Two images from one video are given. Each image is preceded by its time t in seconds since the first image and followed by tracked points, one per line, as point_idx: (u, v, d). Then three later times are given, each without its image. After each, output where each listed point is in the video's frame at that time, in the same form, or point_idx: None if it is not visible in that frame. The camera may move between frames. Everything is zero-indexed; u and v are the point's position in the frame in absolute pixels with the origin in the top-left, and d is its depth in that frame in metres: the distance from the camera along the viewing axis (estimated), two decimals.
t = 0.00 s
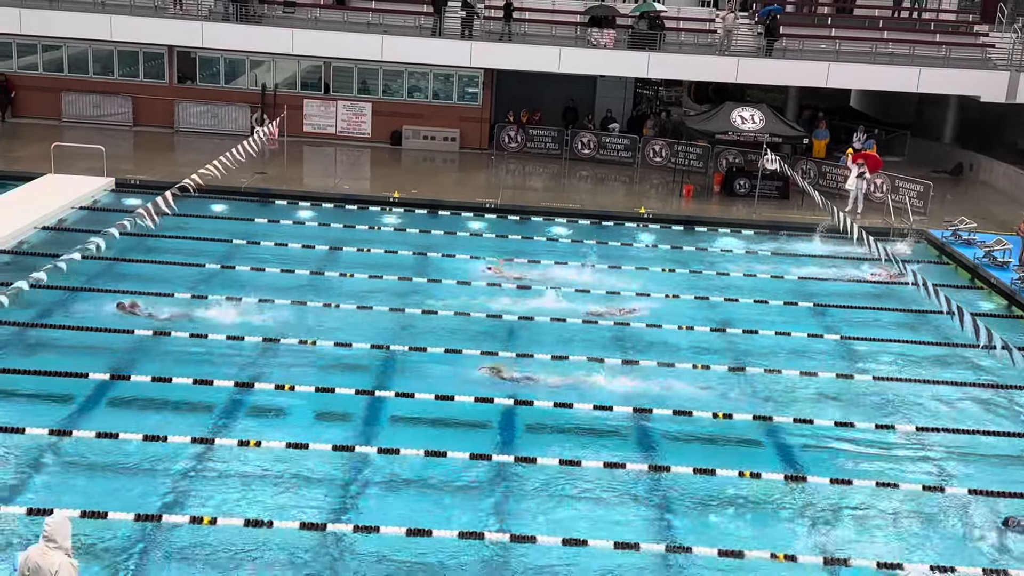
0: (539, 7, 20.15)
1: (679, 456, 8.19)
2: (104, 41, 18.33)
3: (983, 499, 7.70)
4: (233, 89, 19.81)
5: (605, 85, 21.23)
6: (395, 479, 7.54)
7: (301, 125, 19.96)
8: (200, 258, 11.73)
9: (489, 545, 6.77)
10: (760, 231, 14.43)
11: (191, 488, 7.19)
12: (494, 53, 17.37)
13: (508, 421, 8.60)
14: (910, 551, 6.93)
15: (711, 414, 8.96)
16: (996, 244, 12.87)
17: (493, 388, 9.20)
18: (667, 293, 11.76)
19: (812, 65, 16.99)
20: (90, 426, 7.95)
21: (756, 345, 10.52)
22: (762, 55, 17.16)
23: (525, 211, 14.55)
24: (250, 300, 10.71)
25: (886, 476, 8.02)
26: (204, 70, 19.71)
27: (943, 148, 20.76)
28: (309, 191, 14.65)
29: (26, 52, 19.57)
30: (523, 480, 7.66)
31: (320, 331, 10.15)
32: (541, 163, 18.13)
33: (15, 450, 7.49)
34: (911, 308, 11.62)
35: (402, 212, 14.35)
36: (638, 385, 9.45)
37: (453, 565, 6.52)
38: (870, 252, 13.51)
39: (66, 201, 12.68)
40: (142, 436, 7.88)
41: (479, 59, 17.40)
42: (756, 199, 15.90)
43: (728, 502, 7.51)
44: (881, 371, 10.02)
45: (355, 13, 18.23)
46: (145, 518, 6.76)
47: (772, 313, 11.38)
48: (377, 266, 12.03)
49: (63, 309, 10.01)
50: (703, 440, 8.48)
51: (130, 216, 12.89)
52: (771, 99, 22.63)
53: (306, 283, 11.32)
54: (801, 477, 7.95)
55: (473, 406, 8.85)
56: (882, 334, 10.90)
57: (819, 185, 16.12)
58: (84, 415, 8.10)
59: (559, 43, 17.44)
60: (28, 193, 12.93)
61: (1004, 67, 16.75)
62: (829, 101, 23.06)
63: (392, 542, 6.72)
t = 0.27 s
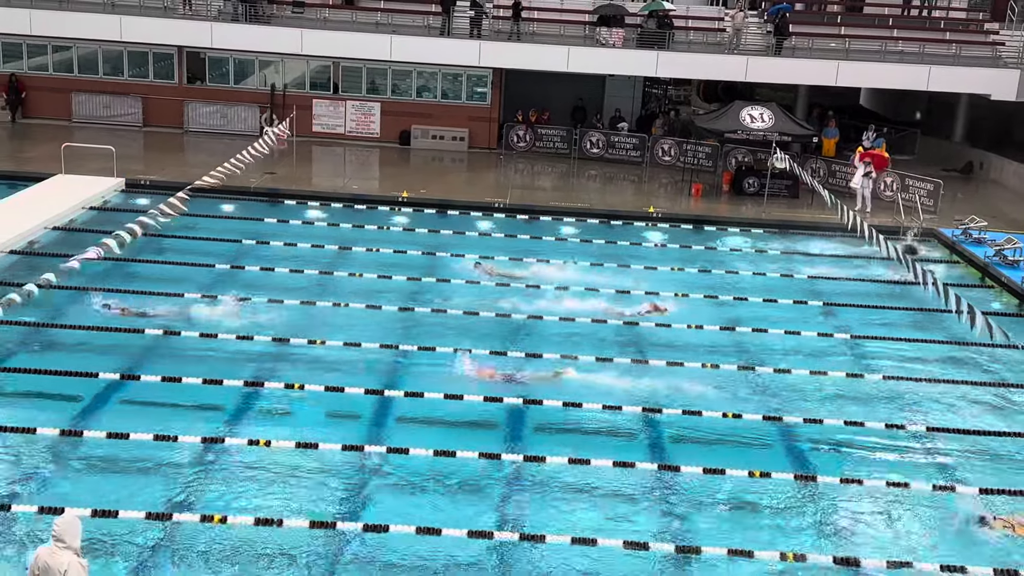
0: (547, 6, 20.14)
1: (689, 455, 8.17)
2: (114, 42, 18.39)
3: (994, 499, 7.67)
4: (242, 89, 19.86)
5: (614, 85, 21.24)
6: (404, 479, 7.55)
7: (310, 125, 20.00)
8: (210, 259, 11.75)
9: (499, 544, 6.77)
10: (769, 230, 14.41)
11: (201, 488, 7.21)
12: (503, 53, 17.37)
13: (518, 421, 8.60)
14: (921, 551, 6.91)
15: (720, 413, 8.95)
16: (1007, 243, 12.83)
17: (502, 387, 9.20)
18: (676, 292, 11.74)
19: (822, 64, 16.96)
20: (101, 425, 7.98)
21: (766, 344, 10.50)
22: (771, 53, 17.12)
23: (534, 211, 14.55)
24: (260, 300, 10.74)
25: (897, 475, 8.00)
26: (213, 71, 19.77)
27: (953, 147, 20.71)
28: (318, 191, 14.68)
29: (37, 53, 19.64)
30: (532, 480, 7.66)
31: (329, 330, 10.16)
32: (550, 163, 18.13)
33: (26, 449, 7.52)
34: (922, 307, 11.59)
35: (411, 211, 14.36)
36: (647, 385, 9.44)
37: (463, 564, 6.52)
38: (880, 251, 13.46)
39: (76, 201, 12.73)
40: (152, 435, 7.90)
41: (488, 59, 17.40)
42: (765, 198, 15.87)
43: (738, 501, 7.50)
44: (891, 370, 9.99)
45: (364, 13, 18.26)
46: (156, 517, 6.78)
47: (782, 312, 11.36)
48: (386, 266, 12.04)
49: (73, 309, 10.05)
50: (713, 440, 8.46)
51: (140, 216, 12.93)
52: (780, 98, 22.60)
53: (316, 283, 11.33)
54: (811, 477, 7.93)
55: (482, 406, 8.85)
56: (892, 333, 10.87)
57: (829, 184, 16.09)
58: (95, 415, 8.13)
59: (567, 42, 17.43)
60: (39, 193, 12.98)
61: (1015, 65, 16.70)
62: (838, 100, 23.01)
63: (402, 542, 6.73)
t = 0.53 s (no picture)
0: (554, 5, 20.13)
1: (697, 454, 8.16)
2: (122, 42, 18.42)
3: (1004, 498, 7.65)
4: (250, 89, 19.88)
5: (621, 83, 21.24)
6: (412, 478, 7.55)
7: (317, 125, 20.02)
8: (218, 258, 11.77)
9: (506, 543, 6.77)
10: (777, 229, 14.38)
11: (210, 487, 7.22)
12: (510, 52, 17.36)
13: (525, 420, 8.59)
14: (929, 550, 6.89)
15: (728, 412, 8.93)
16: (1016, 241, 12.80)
17: (510, 387, 9.19)
18: (684, 291, 11.73)
19: (829, 62, 16.92)
20: (110, 425, 8.00)
21: (774, 343, 10.48)
22: (778, 51, 17.08)
23: (542, 209, 14.55)
24: (267, 299, 10.75)
25: (906, 474, 7.98)
26: (221, 70, 19.80)
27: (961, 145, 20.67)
28: (326, 190, 14.70)
29: (45, 53, 19.69)
30: (540, 479, 7.66)
31: (337, 329, 10.17)
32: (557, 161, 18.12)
33: (36, 449, 7.55)
34: (931, 306, 11.55)
35: (418, 211, 14.37)
36: (655, 383, 9.43)
37: (471, 563, 6.52)
38: (889, 249, 13.45)
39: (85, 201, 12.76)
40: (161, 435, 7.92)
41: (494, 58, 17.40)
42: (773, 196, 15.85)
43: (747, 500, 7.49)
44: (900, 369, 9.97)
45: (371, 12, 18.28)
46: (165, 516, 6.79)
47: (790, 311, 11.33)
48: (394, 265, 12.04)
49: (82, 308, 10.08)
50: (721, 439, 8.45)
51: (148, 216, 12.95)
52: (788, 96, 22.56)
53: (323, 283, 11.34)
54: (820, 476, 7.92)
55: (490, 405, 8.84)
56: (901, 332, 10.84)
57: (836, 182, 16.05)
58: (104, 414, 8.15)
59: (574, 41, 17.41)
60: (47, 193, 13.02)
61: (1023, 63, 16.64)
62: (846, 97, 22.97)
63: (410, 541, 6.73)
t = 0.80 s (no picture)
0: (561, 3, 20.12)
1: (705, 452, 8.15)
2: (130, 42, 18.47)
3: (1013, 496, 7.62)
4: (257, 88, 19.91)
5: (629, 81, 21.25)
6: (420, 476, 7.56)
7: (324, 124, 20.05)
8: (226, 257, 11.80)
9: (514, 541, 6.78)
10: (785, 227, 14.36)
11: (218, 486, 7.24)
12: (517, 51, 17.35)
13: (533, 418, 8.60)
14: (938, 548, 6.87)
15: (736, 410, 8.92)
16: None
17: (518, 385, 9.20)
18: (692, 289, 11.72)
19: (837, 59, 16.88)
20: (119, 424, 8.02)
21: (782, 341, 10.46)
22: (786, 49, 17.05)
23: (550, 208, 14.55)
24: (275, 298, 10.77)
25: (914, 472, 7.96)
26: (229, 70, 19.84)
27: (969, 142, 20.64)
28: (333, 189, 14.72)
29: (53, 54, 19.74)
30: (548, 477, 7.65)
31: (345, 328, 10.18)
32: (564, 160, 18.13)
33: (46, 448, 7.58)
34: (940, 303, 11.52)
35: (425, 209, 14.38)
36: (663, 382, 9.42)
37: (479, 561, 6.53)
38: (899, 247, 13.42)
39: (93, 201, 12.80)
40: (170, 433, 7.94)
41: (501, 57, 17.40)
42: (781, 194, 15.84)
43: (755, 498, 7.48)
44: (909, 366, 9.94)
45: (378, 11, 18.29)
46: (174, 514, 6.82)
47: (798, 308, 11.32)
48: (401, 264, 12.05)
49: (91, 308, 10.11)
50: (729, 437, 8.44)
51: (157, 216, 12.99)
52: (796, 94, 22.54)
53: (331, 282, 11.36)
54: (828, 474, 7.90)
55: (497, 403, 8.85)
56: (910, 329, 10.82)
57: (845, 180, 16.00)
58: (113, 413, 8.18)
59: (582, 39, 17.38)
60: (56, 194, 13.06)
61: None
62: (854, 95, 22.93)
63: (418, 539, 6.74)
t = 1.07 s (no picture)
0: (569, 2, 20.10)
1: (714, 451, 8.14)
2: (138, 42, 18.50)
3: None
4: (266, 88, 19.94)
5: (637, 80, 21.22)
6: (429, 475, 7.56)
7: (333, 124, 20.07)
8: (235, 257, 11.83)
9: (523, 540, 6.77)
10: (795, 225, 14.31)
11: (228, 485, 7.25)
12: (525, 49, 17.33)
13: (542, 417, 8.59)
14: (949, 546, 6.85)
15: (746, 409, 8.91)
16: None
17: (527, 384, 9.20)
18: (700, 287, 11.70)
19: (846, 56, 16.82)
20: (129, 423, 8.05)
21: (792, 339, 10.44)
22: (795, 46, 17.01)
23: (558, 206, 14.55)
24: (284, 297, 10.79)
25: (925, 471, 7.93)
26: (237, 70, 19.87)
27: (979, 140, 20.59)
28: (342, 188, 14.74)
29: (63, 54, 19.80)
30: (557, 476, 7.65)
31: (353, 327, 10.19)
32: (572, 158, 18.12)
33: (56, 447, 7.61)
34: (950, 301, 11.48)
35: (434, 208, 14.38)
36: (671, 380, 9.40)
37: (489, 560, 6.53)
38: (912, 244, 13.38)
39: (103, 201, 12.84)
40: (180, 433, 7.96)
41: (509, 55, 17.40)
42: (790, 192, 15.80)
43: (764, 497, 7.46)
44: (919, 364, 9.91)
45: (386, 10, 18.31)
46: (184, 513, 6.83)
47: (808, 306, 11.29)
48: (409, 263, 12.06)
49: (101, 307, 10.13)
50: (739, 435, 8.42)
51: (166, 215, 13.02)
52: (805, 91, 22.49)
53: (340, 281, 11.37)
54: (838, 472, 7.87)
55: (506, 402, 8.85)
56: (920, 327, 10.78)
57: (854, 178, 15.93)
58: (123, 413, 8.20)
59: (590, 37, 17.35)
60: (66, 193, 13.10)
61: None
62: (863, 93, 22.88)
63: (427, 537, 6.75)
